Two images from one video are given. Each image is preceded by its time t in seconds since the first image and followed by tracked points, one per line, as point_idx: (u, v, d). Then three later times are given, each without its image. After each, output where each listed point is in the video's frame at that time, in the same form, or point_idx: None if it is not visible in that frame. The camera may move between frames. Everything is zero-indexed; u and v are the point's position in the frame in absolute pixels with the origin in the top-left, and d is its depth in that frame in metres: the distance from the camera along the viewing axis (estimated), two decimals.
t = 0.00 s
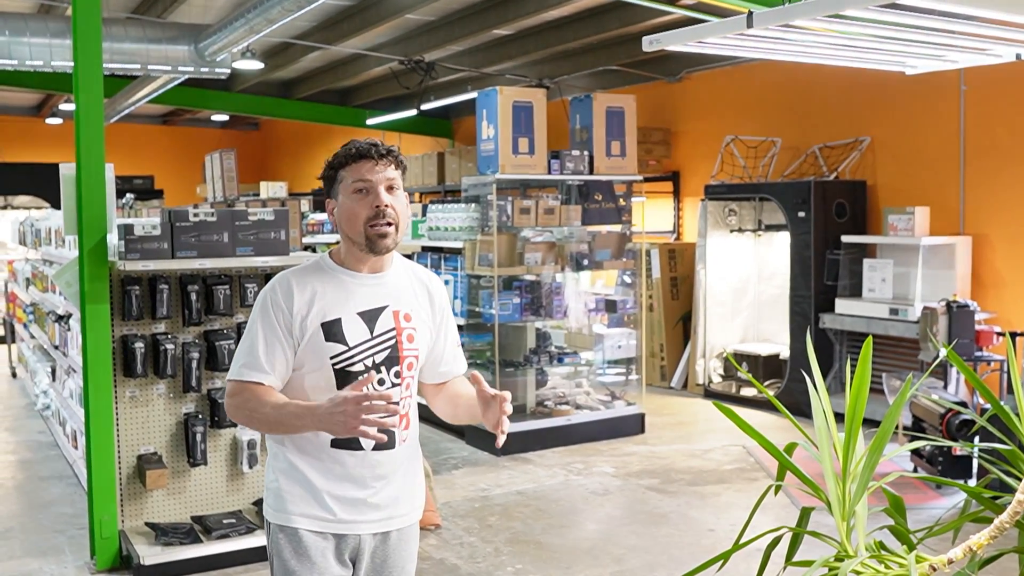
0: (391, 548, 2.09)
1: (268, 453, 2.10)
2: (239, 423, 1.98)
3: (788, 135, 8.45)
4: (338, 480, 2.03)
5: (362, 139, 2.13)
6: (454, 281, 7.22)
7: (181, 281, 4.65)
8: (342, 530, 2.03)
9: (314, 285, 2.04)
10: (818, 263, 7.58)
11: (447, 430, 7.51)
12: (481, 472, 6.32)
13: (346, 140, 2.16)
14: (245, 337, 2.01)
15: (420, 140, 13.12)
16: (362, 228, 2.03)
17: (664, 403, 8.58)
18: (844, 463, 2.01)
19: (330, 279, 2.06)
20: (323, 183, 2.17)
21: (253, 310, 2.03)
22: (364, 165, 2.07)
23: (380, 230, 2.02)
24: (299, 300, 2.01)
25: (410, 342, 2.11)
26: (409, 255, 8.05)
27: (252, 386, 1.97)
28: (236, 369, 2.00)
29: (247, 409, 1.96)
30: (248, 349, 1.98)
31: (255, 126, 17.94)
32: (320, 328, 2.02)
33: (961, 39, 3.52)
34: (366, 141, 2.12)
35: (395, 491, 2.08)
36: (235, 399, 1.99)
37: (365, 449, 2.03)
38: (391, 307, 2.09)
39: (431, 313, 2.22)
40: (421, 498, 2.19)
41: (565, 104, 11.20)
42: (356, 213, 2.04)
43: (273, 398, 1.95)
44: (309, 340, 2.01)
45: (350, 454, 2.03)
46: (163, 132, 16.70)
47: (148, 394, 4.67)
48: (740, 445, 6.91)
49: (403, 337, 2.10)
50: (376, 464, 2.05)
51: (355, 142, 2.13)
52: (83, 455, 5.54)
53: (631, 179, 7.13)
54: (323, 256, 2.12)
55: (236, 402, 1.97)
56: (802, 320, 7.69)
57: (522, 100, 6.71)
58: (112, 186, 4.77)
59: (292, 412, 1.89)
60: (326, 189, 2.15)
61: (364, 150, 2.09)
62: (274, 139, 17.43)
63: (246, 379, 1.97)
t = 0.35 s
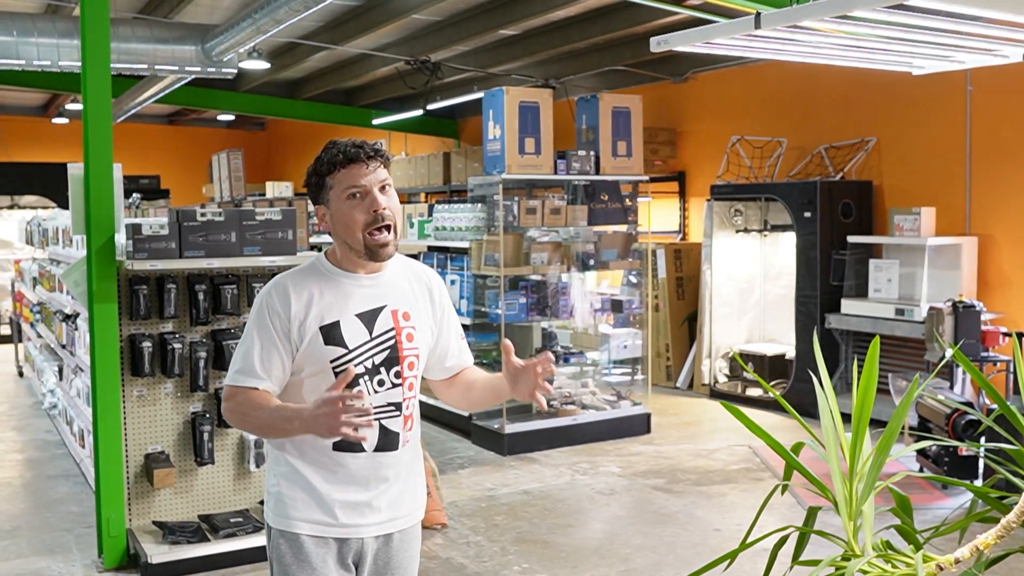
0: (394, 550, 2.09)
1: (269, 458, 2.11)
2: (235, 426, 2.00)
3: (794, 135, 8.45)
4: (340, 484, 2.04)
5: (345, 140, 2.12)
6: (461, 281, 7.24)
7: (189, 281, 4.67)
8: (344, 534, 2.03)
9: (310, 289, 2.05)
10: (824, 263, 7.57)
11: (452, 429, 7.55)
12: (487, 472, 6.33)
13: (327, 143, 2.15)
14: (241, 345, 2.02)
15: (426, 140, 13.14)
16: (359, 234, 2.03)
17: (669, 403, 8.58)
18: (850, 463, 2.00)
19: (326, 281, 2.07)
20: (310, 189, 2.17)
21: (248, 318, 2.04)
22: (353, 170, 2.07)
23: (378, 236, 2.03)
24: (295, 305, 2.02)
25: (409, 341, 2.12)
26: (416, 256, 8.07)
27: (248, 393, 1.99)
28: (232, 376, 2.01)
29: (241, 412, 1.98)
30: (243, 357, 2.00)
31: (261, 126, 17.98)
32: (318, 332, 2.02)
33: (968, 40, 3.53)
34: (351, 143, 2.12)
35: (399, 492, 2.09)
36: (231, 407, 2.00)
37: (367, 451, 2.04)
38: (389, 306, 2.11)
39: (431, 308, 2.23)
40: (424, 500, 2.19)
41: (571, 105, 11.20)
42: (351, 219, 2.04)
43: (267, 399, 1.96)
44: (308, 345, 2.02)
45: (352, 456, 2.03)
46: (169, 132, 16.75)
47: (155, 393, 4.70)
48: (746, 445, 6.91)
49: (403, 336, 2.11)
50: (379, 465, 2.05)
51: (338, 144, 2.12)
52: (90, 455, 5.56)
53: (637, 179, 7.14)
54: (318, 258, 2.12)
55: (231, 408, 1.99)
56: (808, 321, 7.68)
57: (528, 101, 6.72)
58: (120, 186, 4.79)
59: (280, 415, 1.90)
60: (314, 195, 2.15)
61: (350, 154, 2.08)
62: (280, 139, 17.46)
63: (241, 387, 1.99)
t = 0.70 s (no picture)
0: (401, 556, 2.07)
1: (268, 464, 2.07)
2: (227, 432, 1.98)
3: (806, 136, 8.44)
4: (343, 492, 2.01)
5: (346, 139, 2.07)
6: (473, 281, 7.26)
7: (202, 280, 4.70)
8: (349, 542, 2.00)
9: (307, 295, 2.01)
10: (835, 264, 7.56)
11: (465, 429, 7.56)
12: (498, 472, 6.34)
13: (334, 139, 2.11)
14: (235, 351, 1.99)
15: (437, 140, 13.17)
16: (345, 238, 2.00)
17: (681, 403, 8.59)
18: (863, 464, 1.98)
19: (323, 287, 2.03)
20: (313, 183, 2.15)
21: (244, 324, 2.00)
22: (349, 173, 2.02)
23: (363, 242, 1.99)
24: (291, 313, 1.99)
25: (411, 346, 2.09)
26: (429, 256, 8.11)
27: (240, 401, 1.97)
28: (225, 382, 1.98)
29: (230, 419, 1.95)
30: (237, 365, 1.97)
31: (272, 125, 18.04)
32: (316, 339, 1.99)
33: (982, 41, 3.52)
34: (354, 143, 2.07)
35: (402, 498, 2.06)
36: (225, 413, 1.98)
37: (369, 460, 2.01)
38: (390, 311, 2.08)
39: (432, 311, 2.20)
40: (428, 504, 2.17)
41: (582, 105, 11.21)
42: (340, 222, 2.01)
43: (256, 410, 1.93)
44: (305, 353, 1.99)
45: (355, 465, 2.00)
46: (181, 132, 16.82)
47: (169, 392, 4.72)
48: (758, 445, 6.91)
49: (405, 341, 2.08)
50: (382, 473, 2.02)
51: (342, 143, 2.08)
52: (104, 453, 5.60)
53: (649, 180, 7.14)
54: (317, 258, 2.10)
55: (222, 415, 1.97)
56: (819, 321, 7.68)
57: (540, 101, 6.73)
58: (134, 186, 4.82)
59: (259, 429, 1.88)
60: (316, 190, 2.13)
61: (348, 156, 2.04)
62: (291, 138, 17.52)
63: (232, 395, 1.96)
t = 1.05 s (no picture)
0: (403, 559, 2.08)
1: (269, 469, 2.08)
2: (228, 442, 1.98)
3: (820, 135, 8.40)
4: (343, 498, 2.01)
5: (351, 146, 2.02)
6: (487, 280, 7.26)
7: (216, 280, 4.73)
8: (351, 547, 2.01)
9: (307, 304, 2.00)
10: (850, 264, 7.53)
11: (479, 429, 7.57)
12: (511, 472, 6.34)
13: (338, 144, 2.06)
14: (236, 359, 1.99)
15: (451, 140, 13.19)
16: (350, 252, 1.98)
17: (695, 403, 8.56)
18: (876, 464, 1.97)
19: (324, 295, 2.02)
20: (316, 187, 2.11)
21: (244, 333, 2.00)
22: (355, 186, 1.99)
23: (369, 257, 1.97)
24: (291, 322, 1.98)
25: (413, 354, 2.09)
26: (443, 256, 8.12)
27: (241, 411, 1.97)
28: (227, 391, 1.99)
29: (232, 429, 1.96)
30: (237, 375, 1.97)
31: (287, 126, 18.12)
32: (316, 349, 1.98)
33: (995, 39, 3.50)
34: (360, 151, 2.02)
35: (404, 504, 2.07)
36: (226, 422, 1.98)
37: (370, 467, 2.01)
38: (392, 319, 2.08)
39: (435, 317, 2.20)
40: (429, 508, 2.17)
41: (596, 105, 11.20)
42: (345, 235, 1.99)
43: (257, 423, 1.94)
44: (305, 363, 1.98)
45: (356, 472, 2.00)
46: (197, 133, 16.92)
47: (182, 391, 4.74)
48: (771, 446, 6.88)
49: (407, 349, 2.08)
50: (383, 479, 2.03)
51: (346, 150, 2.03)
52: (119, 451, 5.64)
53: (662, 180, 7.13)
54: (319, 264, 2.08)
55: (223, 424, 1.98)
56: (834, 321, 7.63)
57: (554, 101, 6.73)
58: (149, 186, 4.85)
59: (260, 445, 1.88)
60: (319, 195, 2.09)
61: (354, 167, 1.99)
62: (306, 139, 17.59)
63: (234, 405, 1.97)
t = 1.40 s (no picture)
0: (410, 558, 2.07)
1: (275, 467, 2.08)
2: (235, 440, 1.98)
3: (836, 134, 8.34)
4: (350, 497, 2.01)
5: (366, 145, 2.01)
6: (500, 280, 7.25)
7: (229, 279, 4.74)
8: (358, 545, 2.01)
9: (313, 301, 2.00)
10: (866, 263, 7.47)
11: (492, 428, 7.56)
12: (524, 471, 6.33)
13: (351, 141, 2.04)
14: (242, 357, 1.98)
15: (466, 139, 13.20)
16: (365, 250, 1.98)
17: (710, 404, 8.51)
18: (889, 465, 1.95)
19: (331, 292, 2.02)
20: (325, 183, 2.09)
21: (250, 331, 2.00)
22: (372, 185, 1.97)
23: (384, 257, 1.97)
24: (298, 319, 1.98)
25: (419, 351, 2.09)
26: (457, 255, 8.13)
27: (249, 409, 1.96)
28: (233, 389, 1.98)
29: (241, 428, 1.95)
30: (244, 371, 1.96)
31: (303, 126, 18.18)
32: (323, 346, 1.98)
33: (1010, 35, 3.46)
34: (377, 150, 2.01)
35: (411, 502, 2.06)
36: (233, 421, 1.97)
37: (376, 465, 2.01)
38: (398, 316, 2.08)
39: (442, 315, 2.19)
40: (437, 507, 2.17)
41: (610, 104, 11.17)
42: (360, 233, 1.98)
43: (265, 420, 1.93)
44: (311, 359, 1.98)
45: (361, 471, 2.00)
46: (213, 133, 17.02)
47: (195, 390, 4.77)
48: (786, 446, 6.84)
49: (413, 346, 2.08)
50: (390, 477, 2.02)
51: (362, 148, 2.02)
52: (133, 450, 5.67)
53: (677, 179, 7.10)
54: (325, 261, 2.08)
55: (229, 422, 1.97)
56: (849, 320, 7.58)
57: (568, 100, 6.71)
58: (162, 185, 4.87)
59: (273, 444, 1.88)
60: (328, 191, 2.07)
61: (372, 166, 1.98)
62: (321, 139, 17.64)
63: (242, 402, 1.96)
